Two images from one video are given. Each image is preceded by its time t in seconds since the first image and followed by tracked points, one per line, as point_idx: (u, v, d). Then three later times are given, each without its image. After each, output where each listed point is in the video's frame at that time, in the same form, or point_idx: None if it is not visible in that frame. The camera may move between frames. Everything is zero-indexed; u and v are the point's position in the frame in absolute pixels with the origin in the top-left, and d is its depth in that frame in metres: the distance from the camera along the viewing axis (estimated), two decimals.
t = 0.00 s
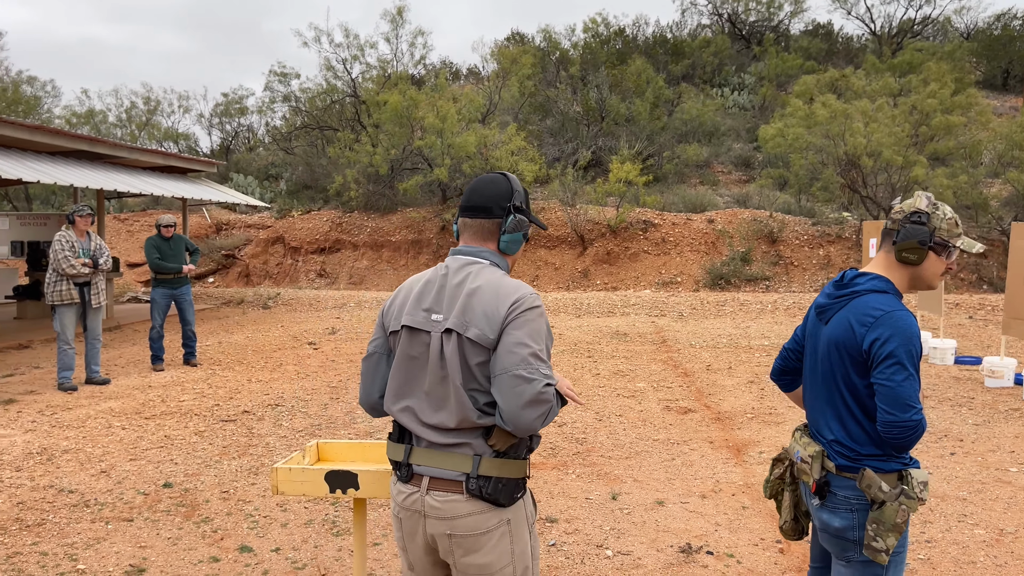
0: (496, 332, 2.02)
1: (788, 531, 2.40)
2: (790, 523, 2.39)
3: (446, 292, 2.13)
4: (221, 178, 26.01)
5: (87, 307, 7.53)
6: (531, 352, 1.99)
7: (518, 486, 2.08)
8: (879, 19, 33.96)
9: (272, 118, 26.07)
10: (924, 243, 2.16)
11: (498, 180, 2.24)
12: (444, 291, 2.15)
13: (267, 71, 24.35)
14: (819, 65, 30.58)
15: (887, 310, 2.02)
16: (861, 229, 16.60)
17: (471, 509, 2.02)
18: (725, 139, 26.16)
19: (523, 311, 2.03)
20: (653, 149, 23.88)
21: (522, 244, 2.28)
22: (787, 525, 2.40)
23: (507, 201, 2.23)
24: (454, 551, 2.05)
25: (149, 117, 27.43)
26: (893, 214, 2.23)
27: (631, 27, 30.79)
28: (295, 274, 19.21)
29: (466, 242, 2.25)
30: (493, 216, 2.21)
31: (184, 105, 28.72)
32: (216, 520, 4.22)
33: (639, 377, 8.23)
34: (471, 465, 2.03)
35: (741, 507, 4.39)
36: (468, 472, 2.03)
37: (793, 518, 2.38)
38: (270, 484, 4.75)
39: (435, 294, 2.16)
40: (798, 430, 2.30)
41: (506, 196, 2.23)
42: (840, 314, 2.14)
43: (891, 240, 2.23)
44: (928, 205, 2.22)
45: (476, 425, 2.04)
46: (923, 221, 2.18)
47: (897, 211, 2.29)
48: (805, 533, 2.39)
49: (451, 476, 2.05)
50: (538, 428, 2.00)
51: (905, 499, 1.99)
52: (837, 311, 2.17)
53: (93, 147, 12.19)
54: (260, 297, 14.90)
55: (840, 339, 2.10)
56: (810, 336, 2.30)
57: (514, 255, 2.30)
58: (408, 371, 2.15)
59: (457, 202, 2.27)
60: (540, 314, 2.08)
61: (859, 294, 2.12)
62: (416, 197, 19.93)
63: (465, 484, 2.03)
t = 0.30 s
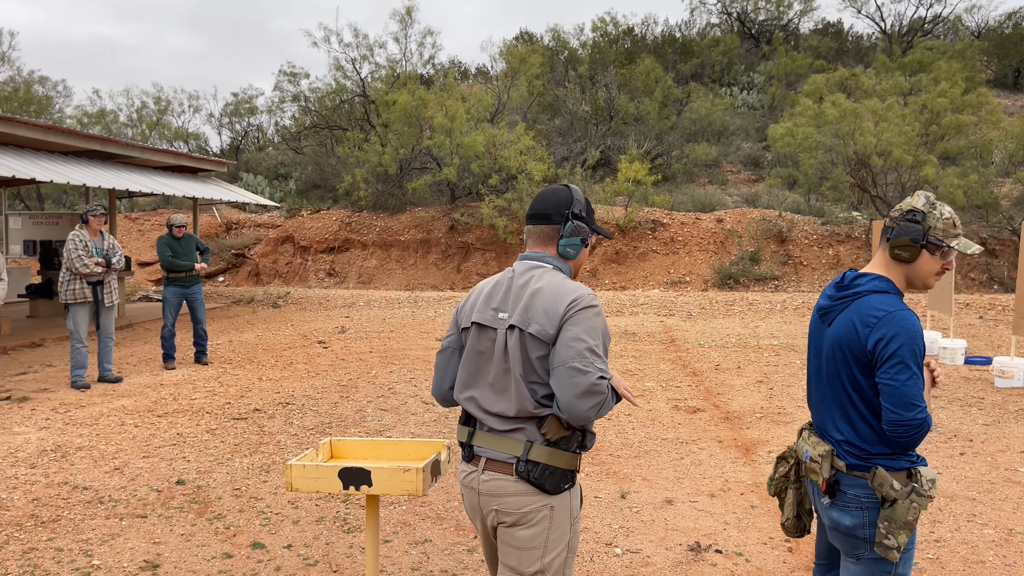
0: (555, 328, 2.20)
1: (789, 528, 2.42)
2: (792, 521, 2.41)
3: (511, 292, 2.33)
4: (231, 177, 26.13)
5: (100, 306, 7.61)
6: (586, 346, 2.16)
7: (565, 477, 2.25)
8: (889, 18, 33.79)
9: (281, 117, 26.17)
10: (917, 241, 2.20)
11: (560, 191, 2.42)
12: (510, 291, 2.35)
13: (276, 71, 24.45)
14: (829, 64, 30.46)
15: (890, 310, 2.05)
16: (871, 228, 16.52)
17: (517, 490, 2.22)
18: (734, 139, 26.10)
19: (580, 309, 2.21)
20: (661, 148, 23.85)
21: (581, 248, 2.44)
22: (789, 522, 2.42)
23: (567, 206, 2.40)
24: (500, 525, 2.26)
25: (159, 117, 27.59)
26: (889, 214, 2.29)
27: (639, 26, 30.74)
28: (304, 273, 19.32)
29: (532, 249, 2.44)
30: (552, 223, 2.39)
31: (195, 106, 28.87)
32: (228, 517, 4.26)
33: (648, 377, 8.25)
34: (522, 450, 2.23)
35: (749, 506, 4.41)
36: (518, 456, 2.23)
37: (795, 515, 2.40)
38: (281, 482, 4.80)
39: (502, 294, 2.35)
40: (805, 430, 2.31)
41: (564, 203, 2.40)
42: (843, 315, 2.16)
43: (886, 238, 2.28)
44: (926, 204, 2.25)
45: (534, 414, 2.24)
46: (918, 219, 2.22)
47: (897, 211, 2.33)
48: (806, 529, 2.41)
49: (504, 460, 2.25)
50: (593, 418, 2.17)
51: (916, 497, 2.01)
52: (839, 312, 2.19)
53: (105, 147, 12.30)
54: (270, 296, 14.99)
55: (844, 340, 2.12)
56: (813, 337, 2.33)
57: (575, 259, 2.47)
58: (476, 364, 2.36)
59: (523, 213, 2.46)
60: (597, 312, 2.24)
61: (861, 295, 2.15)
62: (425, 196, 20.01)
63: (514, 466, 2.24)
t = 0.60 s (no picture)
0: (597, 312, 2.39)
1: (794, 525, 2.43)
2: (796, 517, 2.42)
3: (556, 283, 2.53)
4: (235, 177, 26.21)
5: (106, 305, 7.65)
6: (626, 328, 2.33)
7: (606, 453, 2.42)
8: (894, 17, 33.73)
9: (285, 117, 26.22)
10: (903, 237, 2.24)
11: (593, 189, 2.62)
12: (555, 281, 2.55)
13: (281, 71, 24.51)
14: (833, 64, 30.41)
15: (876, 305, 2.09)
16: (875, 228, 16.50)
17: (564, 464, 2.41)
18: (738, 139, 26.08)
19: (619, 295, 2.39)
20: (665, 148, 23.84)
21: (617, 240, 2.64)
22: (793, 518, 2.43)
23: (601, 204, 2.61)
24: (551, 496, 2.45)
25: (165, 117, 27.69)
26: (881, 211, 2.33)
27: (643, 26, 30.73)
28: (308, 273, 19.39)
29: (571, 244, 2.64)
30: (591, 219, 2.59)
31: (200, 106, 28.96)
32: (232, 514, 4.28)
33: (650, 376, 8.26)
34: (568, 429, 2.41)
35: (751, 504, 4.42)
36: (565, 434, 2.41)
37: (799, 511, 2.40)
38: (285, 479, 4.82)
39: (547, 286, 2.56)
40: (804, 425, 2.34)
41: (601, 201, 2.60)
42: (834, 311, 2.21)
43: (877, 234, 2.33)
44: (917, 201, 2.27)
45: (579, 394, 2.41)
46: (906, 216, 2.26)
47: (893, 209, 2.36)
48: (811, 525, 2.42)
49: (551, 437, 2.44)
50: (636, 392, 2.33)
51: (909, 491, 2.04)
52: (831, 308, 2.24)
53: (110, 147, 12.36)
54: (275, 295, 15.05)
55: (835, 336, 2.17)
56: (809, 334, 2.37)
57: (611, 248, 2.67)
58: (526, 349, 2.56)
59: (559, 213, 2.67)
60: (635, 298, 2.42)
61: (851, 292, 2.19)
62: (428, 196, 20.06)
63: (561, 443, 2.42)
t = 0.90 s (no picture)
0: (629, 303, 2.53)
1: (787, 523, 2.45)
2: (789, 515, 2.43)
3: (588, 273, 2.67)
4: (237, 178, 26.26)
5: (107, 305, 7.68)
6: (655, 318, 2.48)
7: (644, 429, 2.56)
8: (895, 18, 33.77)
9: (287, 118, 26.26)
10: (896, 239, 2.25)
11: (624, 185, 2.77)
12: (587, 273, 2.69)
13: (282, 72, 24.56)
14: (834, 64, 30.42)
15: (866, 306, 2.11)
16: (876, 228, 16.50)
17: (607, 439, 2.53)
18: (739, 139, 26.10)
19: (649, 286, 2.53)
20: (666, 148, 23.85)
21: (646, 233, 2.80)
22: (786, 516, 2.44)
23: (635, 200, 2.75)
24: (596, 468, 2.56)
25: (166, 118, 27.74)
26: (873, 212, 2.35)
27: (644, 26, 30.76)
28: (309, 273, 19.42)
29: (604, 238, 2.79)
30: (623, 214, 2.74)
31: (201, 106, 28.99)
32: (232, 513, 4.30)
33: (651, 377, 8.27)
34: (609, 408, 2.54)
35: (749, 504, 4.43)
36: (606, 413, 2.54)
37: (792, 510, 2.41)
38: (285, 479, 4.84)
39: (580, 277, 2.70)
40: (797, 425, 2.36)
41: (632, 197, 2.75)
42: (825, 311, 2.23)
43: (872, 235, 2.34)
44: (910, 204, 2.28)
45: (614, 376, 2.55)
46: (899, 218, 2.27)
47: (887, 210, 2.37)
48: (804, 523, 2.42)
49: (594, 415, 2.57)
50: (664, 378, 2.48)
51: (899, 491, 2.07)
52: (823, 309, 2.26)
53: (111, 147, 12.39)
54: (276, 296, 15.07)
55: (825, 337, 2.20)
56: (803, 334, 2.39)
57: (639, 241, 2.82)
58: (561, 335, 2.70)
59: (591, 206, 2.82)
60: (664, 289, 2.57)
61: (842, 293, 2.21)
62: (429, 197, 20.09)
63: (603, 421, 2.54)
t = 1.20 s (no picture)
0: (690, 318, 2.67)
1: (781, 524, 2.46)
2: (784, 515, 2.44)
3: (647, 284, 2.78)
4: (237, 179, 26.30)
5: (108, 306, 7.70)
6: (715, 333, 2.63)
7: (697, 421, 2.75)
8: (895, 19, 33.84)
9: (287, 119, 26.30)
10: (912, 243, 2.23)
11: (682, 199, 2.87)
12: (646, 284, 2.80)
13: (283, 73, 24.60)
14: (834, 65, 30.49)
15: (863, 307, 2.13)
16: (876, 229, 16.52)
17: (667, 433, 2.69)
18: (739, 140, 26.16)
19: (709, 303, 2.67)
20: (666, 149, 23.88)
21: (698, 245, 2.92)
22: (781, 517, 2.46)
23: (690, 214, 2.86)
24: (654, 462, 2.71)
25: (167, 119, 27.78)
26: (883, 212, 2.28)
27: (644, 28, 30.83)
28: (309, 274, 19.44)
29: (657, 248, 2.90)
30: (680, 227, 2.84)
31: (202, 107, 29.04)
32: (232, 514, 4.31)
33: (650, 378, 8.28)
34: (667, 404, 2.71)
35: (748, 504, 4.45)
36: (665, 408, 2.71)
37: (787, 510, 2.43)
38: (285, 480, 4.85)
39: (639, 286, 2.81)
40: (792, 426, 2.37)
41: (689, 210, 2.85)
42: (821, 313, 2.24)
43: (880, 236, 2.28)
44: (916, 206, 2.27)
45: (671, 380, 2.71)
46: (912, 221, 2.24)
47: (886, 207, 2.33)
48: (798, 524, 2.44)
49: (652, 412, 2.72)
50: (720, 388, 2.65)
51: (895, 491, 2.08)
52: (818, 311, 2.27)
53: (112, 148, 12.40)
54: (276, 297, 15.09)
55: (821, 339, 2.21)
56: (797, 336, 2.40)
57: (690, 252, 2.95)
58: (618, 340, 2.82)
59: (645, 215, 2.92)
60: (720, 304, 2.72)
61: (837, 294, 2.22)
62: (429, 197, 20.10)
63: (662, 416, 2.71)
